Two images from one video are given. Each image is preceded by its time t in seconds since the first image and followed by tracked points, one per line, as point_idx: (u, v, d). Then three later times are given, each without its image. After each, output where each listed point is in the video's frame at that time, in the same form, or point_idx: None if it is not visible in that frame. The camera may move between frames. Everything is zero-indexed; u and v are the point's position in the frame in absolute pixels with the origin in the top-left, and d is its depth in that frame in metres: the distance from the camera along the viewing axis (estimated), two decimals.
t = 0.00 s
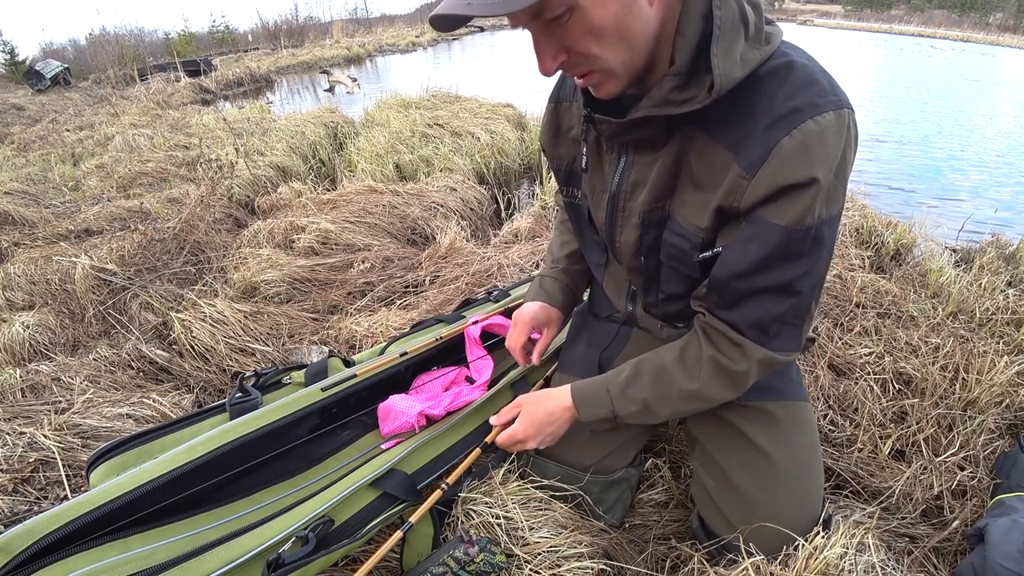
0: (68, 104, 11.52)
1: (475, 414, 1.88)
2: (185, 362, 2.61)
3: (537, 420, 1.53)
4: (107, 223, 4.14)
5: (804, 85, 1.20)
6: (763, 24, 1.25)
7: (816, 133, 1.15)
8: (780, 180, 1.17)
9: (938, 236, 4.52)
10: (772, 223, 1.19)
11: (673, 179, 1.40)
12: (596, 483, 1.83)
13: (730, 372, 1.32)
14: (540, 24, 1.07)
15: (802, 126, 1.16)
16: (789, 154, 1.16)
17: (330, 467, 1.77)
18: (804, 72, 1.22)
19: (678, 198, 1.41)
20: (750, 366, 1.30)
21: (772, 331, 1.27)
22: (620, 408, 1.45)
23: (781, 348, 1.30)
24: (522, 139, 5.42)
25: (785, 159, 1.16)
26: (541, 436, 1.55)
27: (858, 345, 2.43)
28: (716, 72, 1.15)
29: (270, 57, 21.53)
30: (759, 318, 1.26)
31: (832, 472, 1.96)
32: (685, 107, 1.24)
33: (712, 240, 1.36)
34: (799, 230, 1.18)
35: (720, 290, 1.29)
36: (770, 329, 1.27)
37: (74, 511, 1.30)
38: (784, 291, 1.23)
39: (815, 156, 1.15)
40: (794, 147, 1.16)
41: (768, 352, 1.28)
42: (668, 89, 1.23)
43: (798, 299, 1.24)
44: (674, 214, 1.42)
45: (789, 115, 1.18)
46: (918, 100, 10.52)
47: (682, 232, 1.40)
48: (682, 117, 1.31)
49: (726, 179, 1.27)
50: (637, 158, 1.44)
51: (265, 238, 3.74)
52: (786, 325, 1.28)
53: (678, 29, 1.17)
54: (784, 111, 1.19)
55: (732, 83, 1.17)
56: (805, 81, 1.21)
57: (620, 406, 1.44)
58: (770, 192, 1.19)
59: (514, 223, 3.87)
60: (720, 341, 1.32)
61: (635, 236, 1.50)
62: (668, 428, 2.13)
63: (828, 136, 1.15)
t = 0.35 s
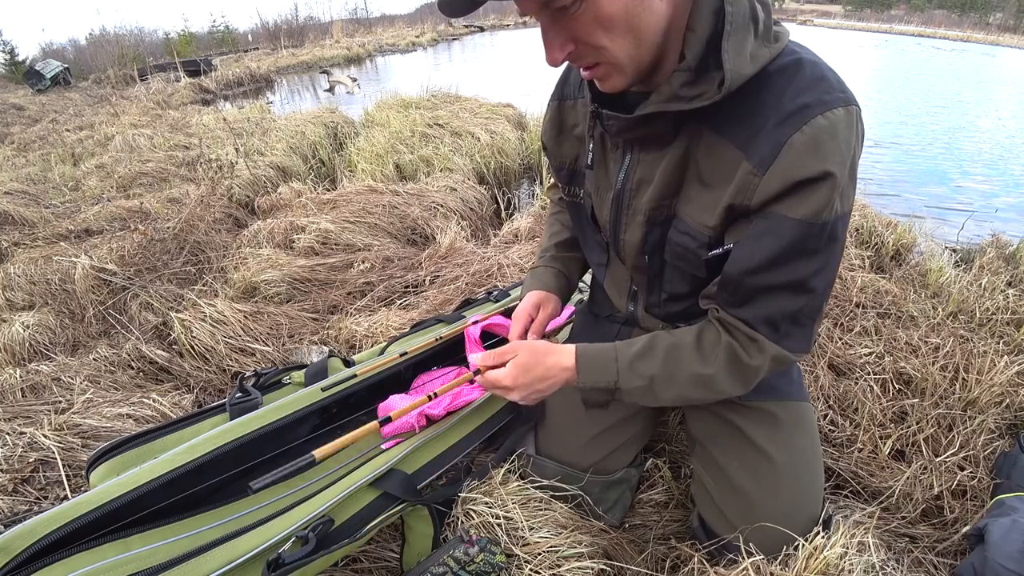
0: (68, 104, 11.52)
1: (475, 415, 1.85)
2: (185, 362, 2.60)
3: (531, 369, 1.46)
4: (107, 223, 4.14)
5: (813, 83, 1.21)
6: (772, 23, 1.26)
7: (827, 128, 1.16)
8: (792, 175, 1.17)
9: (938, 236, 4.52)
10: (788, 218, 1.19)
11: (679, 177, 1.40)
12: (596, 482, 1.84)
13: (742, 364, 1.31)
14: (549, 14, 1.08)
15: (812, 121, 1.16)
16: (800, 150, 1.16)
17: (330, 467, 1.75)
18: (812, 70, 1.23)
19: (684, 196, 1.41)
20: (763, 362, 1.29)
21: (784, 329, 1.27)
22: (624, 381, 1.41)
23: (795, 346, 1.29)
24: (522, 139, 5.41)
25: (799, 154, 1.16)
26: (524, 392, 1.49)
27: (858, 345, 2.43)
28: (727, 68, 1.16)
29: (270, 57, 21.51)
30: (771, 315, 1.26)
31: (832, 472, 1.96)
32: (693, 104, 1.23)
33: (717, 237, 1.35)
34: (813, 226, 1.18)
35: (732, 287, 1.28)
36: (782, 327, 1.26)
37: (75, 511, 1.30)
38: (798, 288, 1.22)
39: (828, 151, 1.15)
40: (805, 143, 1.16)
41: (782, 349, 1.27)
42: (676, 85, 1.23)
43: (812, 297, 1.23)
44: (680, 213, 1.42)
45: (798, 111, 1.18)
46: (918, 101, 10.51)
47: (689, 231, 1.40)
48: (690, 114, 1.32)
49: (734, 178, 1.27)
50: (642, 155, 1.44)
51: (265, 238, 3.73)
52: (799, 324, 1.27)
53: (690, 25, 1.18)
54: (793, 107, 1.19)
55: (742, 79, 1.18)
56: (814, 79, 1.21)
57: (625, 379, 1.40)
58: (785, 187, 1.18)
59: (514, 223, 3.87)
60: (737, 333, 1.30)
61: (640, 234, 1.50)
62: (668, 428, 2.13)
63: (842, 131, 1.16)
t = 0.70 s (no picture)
0: (67, 104, 11.51)
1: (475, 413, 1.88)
2: (185, 362, 2.60)
3: (511, 445, 1.02)
4: (107, 223, 4.14)
5: (815, 86, 1.21)
6: (779, 25, 1.26)
7: (827, 131, 1.15)
8: (793, 172, 1.14)
9: (938, 236, 4.52)
10: (792, 212, 1.12)
11: (679, 177, 1.40)
12: (596, 482, 1.84)
13: (743, 383, 1.15)
14: (555, 6, 1.07)
15: (813, 123, 1.15)
16: (799, 151, 1.15)
17: (331, 467, 1.77)
18: (815, 73, 1.23)
19: (683, 195, 1.41)
20: (765, 377, 1.14)
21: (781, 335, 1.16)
22: (621, 428, 1.11)
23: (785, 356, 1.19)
24: (522, 139, 5.41)
25: (799, 154, 1.14)
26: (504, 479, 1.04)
27: (858, 345, 2.43)
28: (728, 69, 1.15)
29: (269, 57, 21.51)
30: (769, 319, 1.14)
31: (832, 472, 1.96)
32: (694, 104, 1.23)
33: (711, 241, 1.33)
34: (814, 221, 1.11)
35: (728, 286, 1.16)
36: (778, 335, 1.15)
37: (75, 510, 1.30)
38: (797, 289, 1.14)
39: (829, 152, 1.14)
40: (805, 144, 1.15)
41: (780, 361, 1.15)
42: (678, 84, 1.23)
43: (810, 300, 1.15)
44: (679, 212, 1.42)
45: (800, 113, 1.18)
46: (919, 100, 10.51)
47: (686, 230, 1.38)
48: (691, 114, 1.31)
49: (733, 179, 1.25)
50: (643, 151, 1.44)
51: (265, 238, 3.73)
52: (789, 333, 1.18)
53: (695, 24, 1.18)
54: (795, 109, 1.18)
55: (745, 80, 1.16)
56: (817, 82, 1.21)
57: (622, 424, 1.11)
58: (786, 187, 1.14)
59: (514, 223, 3.87)
60: (732, 344, 1.15)
61: (640, 231, 1.51)
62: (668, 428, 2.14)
63: (842, 134, 1.16)
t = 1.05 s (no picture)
0: (67, 104, 11.52)
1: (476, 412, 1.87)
2: (185, 362, 2.61)
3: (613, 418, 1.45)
4: (107, 223, 4.14)
5: (817, 84, 1.21)
6: (780, 21, 1.26)
7: (836, 134, 1.17)
8: (803, 181, 1.17)
9: (938, 236, 4.52)
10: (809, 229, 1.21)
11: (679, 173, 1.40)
12: (596, 483, 1.83)
13: (790, 360, 1.33)
14: (557, 9, 1.08)
15: (821, 126, 1.17)
16: (810, 155, 1.17)
17: (331, 467, 1.77)
18: (816, 71, 1.23)
19: (684, 191, 1.40)
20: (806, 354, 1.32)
21: (820, 320, 1.29)
22: (688, 405, 1.38)
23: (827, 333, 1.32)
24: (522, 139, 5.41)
25: (809, 158, 1.17)
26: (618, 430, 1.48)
27: (858, 345, 2.43)
28: (729, 62, 1.15)
29: (269, 57, 21.50)
30: (806, 310, 1.28)
31: (832, 472, 1.96)
32: (693, 98, 1.24)
33: (726, 242, 1.37)
34: (832, 228, 1.20)
35: (766, 297, 1.30)
36: (818, 319, 1.29)
37: (76, 509, 1.30)
38: (827, 286, 1.26)
39: (836, 157, 1.17)
40: (815, 147, 1.17)
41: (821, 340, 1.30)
42: (678, 77, 1.23)
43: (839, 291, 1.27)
44: (680, 210, 1.42)
45: (806, 114, 1.19)
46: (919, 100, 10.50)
47: (691, 230, 1.40)
48: (691, 108, 1.31)
49: (740, 177, 1.27)
50: (642, 146, 1.44)
51: (265, 238, 3.73)
52: (831, 313, 1.30)
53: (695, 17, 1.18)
54: (801, 109, 1.20)
55: (745, 75, 1.17)
56: (817, 81, 1.22)
57: (688, 402, 1.38)
58: (798, 194, 1.19)
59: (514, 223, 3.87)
60: (779, 333, 1.31)
61: (639, 226, 1.51)
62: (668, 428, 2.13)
63: (847, 134, 1.18)
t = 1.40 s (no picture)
0: (68, 104, 11.52)
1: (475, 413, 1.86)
2: (185, 362, 2.61)
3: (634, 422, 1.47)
4: (107, 223, 4.14)
5: (825, 75, 1.22)
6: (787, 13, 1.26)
7: (847, 121, 1.18)
8: (816, 170, 1.17)
9: (938, 236, 4.52)
10: (825, 221, 1.20)
11: (685, 166, 1.40)
12: (595, 482, 1.83)
13: (812, 351, 1.32)
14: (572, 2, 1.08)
15: (833, 113, 1.18)
16: (823, 143, 1.17)
17: (332, 467, 1.77)
18: (823, 62, 1.25)
19: (691, 184, 1.40)
20: (830, 345, 1.31)
21: (841, 308, 1.29)
22: (713, 404, 1.41)
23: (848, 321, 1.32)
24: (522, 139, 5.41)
25: (821, 146, 1.17)
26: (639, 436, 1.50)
27: (858, 345, 2.43)
28: (738, 51, 1.15)
29: (269, 57, 21.50)
30: (828, 300, 1.28)
31: (832, 472, 1.96)
32: (701, 86, 1.23)
33: (732, 234, 1.37)
34: (847, 220, 1.19)
35: (784, 290, 1.31)
36: (840, 308, 1.29)
37: (77, 509, 1.30)
38: (847, 276, 1.26)
39: (849, 146, 1.18)
40: (829, 135, 1.17)
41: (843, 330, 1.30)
42: (686, 66, 1.22)
43: (859, 280, 1.27)
44: (686, 202, 1.41)
45: (818, 102, 1.20)
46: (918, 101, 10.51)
47: (697, 223, 1.40)
48: (699, 98, 1.31)
49: (752, 169, 1.26)
50: (647, 139, 1.44)
51: (265, 238, 3.73)
52: (851, 301, 1.30)
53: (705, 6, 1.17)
54: (812, 97, 1.20)
55: (753, 63, 1.17)
56: (826, 72, 1.23)
57: (713, 402, 1.41)
58: (813, 183, 1.18)
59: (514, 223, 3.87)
60: (801, 326, 1.31)
61: (644, 219, 1.50)
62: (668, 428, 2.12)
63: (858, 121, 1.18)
